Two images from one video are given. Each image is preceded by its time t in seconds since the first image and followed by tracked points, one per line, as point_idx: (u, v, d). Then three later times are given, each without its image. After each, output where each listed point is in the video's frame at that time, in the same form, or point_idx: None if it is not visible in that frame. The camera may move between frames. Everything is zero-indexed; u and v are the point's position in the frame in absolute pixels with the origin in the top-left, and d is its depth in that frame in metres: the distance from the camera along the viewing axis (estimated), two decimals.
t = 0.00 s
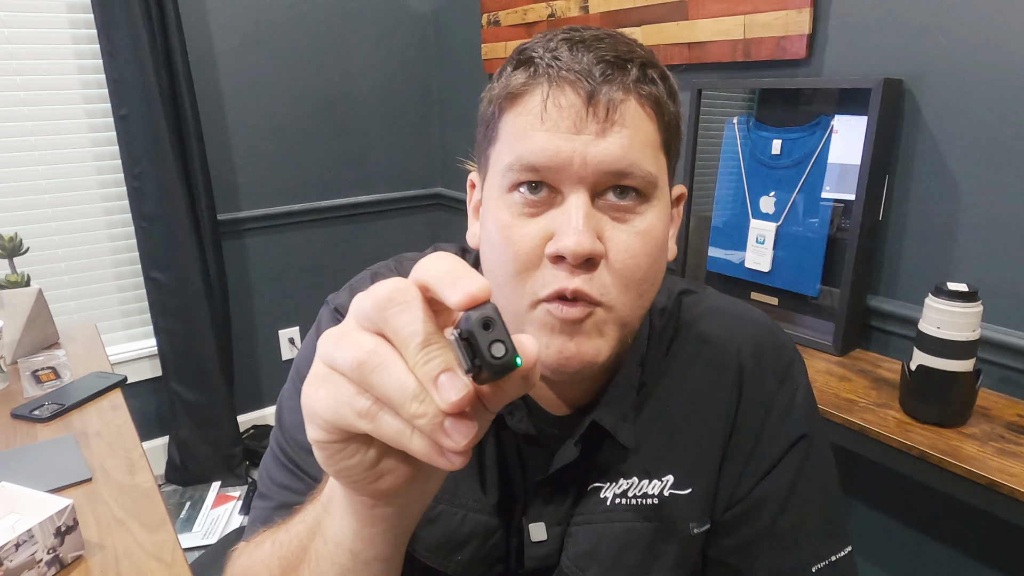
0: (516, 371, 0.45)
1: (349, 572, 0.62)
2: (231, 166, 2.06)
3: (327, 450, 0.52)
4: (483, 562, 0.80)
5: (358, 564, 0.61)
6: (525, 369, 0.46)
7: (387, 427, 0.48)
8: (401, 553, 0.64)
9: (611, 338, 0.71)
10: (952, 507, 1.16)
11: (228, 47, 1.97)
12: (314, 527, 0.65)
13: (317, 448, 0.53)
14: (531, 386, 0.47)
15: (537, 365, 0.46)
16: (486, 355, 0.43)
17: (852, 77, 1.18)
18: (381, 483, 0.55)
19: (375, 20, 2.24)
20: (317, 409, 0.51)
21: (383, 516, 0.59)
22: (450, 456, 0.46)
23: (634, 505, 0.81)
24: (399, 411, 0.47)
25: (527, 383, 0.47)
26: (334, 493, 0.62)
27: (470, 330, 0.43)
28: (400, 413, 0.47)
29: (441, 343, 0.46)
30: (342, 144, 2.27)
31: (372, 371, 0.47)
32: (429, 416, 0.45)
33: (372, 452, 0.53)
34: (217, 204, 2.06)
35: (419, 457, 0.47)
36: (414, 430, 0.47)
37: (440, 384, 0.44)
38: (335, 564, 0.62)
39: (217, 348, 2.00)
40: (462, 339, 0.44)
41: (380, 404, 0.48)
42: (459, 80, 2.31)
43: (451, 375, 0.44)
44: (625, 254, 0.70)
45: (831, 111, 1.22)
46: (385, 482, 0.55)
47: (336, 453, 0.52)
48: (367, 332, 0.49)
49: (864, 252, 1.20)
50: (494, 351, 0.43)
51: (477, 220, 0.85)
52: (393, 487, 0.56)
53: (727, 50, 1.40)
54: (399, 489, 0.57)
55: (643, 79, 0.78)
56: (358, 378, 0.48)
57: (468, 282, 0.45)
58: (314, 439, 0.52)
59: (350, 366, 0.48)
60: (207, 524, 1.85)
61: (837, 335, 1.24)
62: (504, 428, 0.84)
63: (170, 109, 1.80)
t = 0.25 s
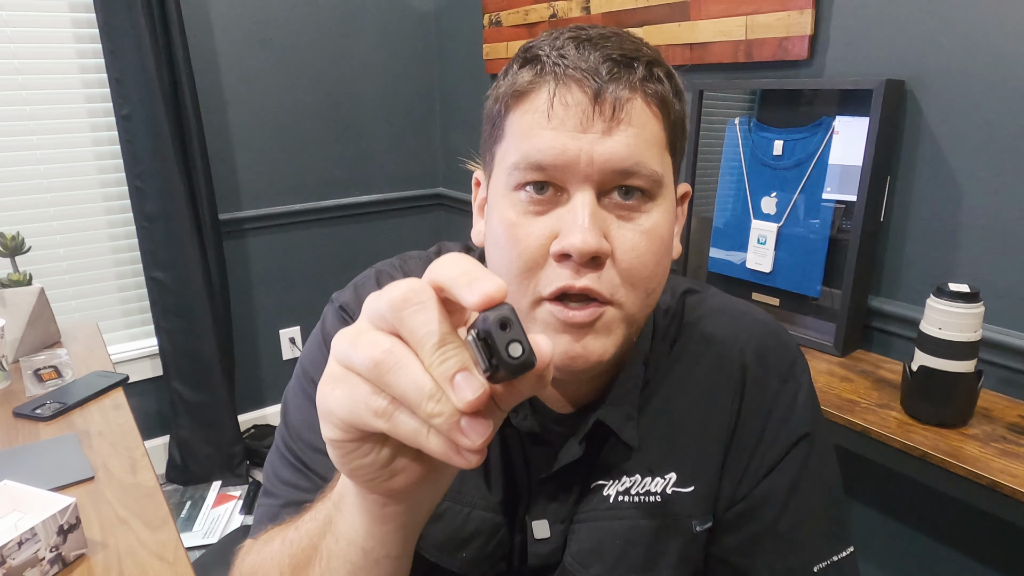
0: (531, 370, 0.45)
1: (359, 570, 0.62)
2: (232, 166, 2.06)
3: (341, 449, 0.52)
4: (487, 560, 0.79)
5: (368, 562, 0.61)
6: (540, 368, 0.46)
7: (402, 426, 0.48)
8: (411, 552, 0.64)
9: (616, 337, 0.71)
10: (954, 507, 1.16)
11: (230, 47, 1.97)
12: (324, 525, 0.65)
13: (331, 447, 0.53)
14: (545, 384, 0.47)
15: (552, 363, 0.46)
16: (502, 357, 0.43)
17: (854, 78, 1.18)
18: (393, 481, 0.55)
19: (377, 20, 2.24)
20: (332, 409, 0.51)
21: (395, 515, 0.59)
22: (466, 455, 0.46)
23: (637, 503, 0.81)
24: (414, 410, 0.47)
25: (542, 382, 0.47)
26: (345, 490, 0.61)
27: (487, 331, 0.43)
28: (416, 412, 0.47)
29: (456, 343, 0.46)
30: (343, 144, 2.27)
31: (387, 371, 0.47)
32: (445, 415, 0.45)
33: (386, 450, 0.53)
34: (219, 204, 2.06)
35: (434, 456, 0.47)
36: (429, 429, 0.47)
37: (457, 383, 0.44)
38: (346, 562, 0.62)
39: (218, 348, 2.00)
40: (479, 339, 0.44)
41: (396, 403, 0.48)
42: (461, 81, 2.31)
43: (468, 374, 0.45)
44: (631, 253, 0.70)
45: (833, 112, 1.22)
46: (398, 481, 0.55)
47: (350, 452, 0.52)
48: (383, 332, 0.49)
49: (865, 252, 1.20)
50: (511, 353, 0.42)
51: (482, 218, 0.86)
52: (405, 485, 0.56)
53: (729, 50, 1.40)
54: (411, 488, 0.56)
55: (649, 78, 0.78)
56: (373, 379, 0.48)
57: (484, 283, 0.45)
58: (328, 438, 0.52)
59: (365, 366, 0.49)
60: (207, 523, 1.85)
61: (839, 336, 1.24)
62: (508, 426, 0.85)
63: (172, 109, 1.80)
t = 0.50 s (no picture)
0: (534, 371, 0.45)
1: (364, 567, 0.62)
2: (233, 165, 2.06)
3: (346, 448, 0.52)
4: (489, 558, 0.79)
5: (372, 558, 0.61)
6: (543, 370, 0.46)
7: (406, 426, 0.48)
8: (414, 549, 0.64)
9: (616, 335, 0.71)
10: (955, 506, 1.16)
11: (230, 45, 1.97)
12: (328, 522, 0.65)
13: (336, 446, 0.53)
14: (547, 385, 0.47)
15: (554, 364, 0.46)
16: (507, 355, 0.43)
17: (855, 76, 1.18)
18: (397, 479, 0.55)
19: (377, 19, 2.24)
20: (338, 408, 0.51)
21: (398, 512, 0.58)
22: (470, 455, 0.46)
23: (638, 502, 0.81)
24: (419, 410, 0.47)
25: (545, 382, 0.47)
26: (349, 488, 0.61)
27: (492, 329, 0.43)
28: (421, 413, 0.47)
29: (461, 344, 0.46)
30: (343, 143, 2.27)
31: (392, 372, 0.47)
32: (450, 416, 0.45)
33: (390, 449, 0.53)
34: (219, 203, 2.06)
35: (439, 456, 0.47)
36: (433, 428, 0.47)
37: (461, 385, 0.44)
38: (351, 559, 0.62)
39: (219, 347, 2.00)
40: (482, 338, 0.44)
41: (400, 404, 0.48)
42: (461, 80, 2.31)
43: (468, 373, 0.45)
44: (634, 251, 0.70)
45: (834, 111, 1.22)
46: (403, 478, 0.55)
47: (355, 451, 0.52)
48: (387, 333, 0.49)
49: (867, 251, 1.20)
50: (515, 352, 0.43)
51: (485, 215, 0.85)
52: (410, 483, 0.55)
53: (730, 49, 1.39)
54: (416, 486, 0.56)
55: (653, 77, 0.78)
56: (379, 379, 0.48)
57: (489, 285, 0.45)
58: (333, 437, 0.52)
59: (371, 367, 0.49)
60: (208, 523, 1.85)
61: (840, 335, 1.24)
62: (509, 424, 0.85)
63: (172, 108, 1.80)
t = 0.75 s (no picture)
0: (534, 350, 0.45)
1: (367, 557, 0.61)
2: (233, 166, 2.06)
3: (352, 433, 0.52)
4: (491, 557, 0.79)
5: (377, 547, 0.61)
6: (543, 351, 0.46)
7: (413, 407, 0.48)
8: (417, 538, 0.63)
9: (614, 337, 0.72)
10: (955, 506, 1.16)
11: (231, 46, 1.97)
12: (332, 514, 0.65)
13: (342, 431, 0.53)
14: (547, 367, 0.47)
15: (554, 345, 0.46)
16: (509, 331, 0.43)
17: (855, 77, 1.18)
18: (402, 465, 0.55)
19: (378, 20, 2.24)
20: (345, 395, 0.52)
21: (403, 499, 0.59)
22: (473, 434, 0.46)
23: (641, 501, 0.81)
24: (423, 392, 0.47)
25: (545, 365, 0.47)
26: (352, 480, 0.61)
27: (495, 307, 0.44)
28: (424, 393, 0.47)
29: (463, 327, 0.46)
30: (344, 144, 2.27)
31: (398, 355, 0.47)
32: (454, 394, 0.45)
33: (394, 434, 0.53)
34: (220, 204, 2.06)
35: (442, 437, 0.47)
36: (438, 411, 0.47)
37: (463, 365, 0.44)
38: (355, 549, 0.62)
39: (220, 348, 2.00)
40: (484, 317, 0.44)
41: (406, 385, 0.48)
42: (462, 81, 2.31)
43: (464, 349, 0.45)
44: (632, 257, 0.70)
45: (834, 111, 1.22)
46: (407, 465, 0.55)
47: (360, 436, 0.52)
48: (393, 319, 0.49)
49: (867, 252, 1.21)
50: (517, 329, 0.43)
51: (484, 215, 0.86)
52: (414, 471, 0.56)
53: (730, 49, 1.40)
54: (419, 473, 0.56)
55: (653, 84, 0.78)
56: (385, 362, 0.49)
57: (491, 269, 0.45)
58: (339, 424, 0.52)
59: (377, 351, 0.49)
60: (209, 523, 1.85)
61: (840, 336, 1.25)
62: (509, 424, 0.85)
63: (173, 109, 1.80)
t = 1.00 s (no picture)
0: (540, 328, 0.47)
1: (379, 543, 0.61)
2: (233, 166, 2.06)
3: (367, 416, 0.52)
4: (491, 557, 0.80)
5: (388, 533, 0.60)
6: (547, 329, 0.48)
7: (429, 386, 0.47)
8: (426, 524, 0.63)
9: (616, 335, 0.72)
10: (954, 505, 1.16)
11: (230, 46, 1.97)
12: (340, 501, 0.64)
13: (355, 415, 0.52)
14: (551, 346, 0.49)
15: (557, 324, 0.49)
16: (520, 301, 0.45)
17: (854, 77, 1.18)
18: (412, 446, 0.55)
19: (377, 20, 2.24)
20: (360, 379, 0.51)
21: (413, 484, 0.58)
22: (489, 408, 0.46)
23: (640, 499, 0.81)
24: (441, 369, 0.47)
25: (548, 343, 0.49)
26: (359, 466, 0.61)
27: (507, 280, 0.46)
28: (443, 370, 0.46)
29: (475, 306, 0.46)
30: (343, 144, 2.27)
31: (411, 337, 0.46)
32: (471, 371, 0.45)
33: (406, 417, 0.53)
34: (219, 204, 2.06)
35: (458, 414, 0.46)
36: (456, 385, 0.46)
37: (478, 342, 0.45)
38: (365, 536, 0.61)
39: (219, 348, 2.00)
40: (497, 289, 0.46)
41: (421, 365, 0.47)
42: (461, 81, 2.31)
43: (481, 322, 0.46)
44: (632, 257, 0.71)
45: (833, 111, 1.22)
46: (418, 446, 0.55)
47: (373, 420, 0.52)
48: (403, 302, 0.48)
49: (865, 252, 1.21)
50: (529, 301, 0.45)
51: (483, 214, 0.85)
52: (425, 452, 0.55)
53: (729, 49, 1.40)
54: (430, 455, 0.56)
55: (653, 84, 0.78)
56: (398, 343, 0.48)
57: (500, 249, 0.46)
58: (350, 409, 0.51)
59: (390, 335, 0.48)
60: (208, 523, 1.85)
61: (839, 335, 1.25)
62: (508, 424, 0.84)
63: (172, 109, 1.80)
